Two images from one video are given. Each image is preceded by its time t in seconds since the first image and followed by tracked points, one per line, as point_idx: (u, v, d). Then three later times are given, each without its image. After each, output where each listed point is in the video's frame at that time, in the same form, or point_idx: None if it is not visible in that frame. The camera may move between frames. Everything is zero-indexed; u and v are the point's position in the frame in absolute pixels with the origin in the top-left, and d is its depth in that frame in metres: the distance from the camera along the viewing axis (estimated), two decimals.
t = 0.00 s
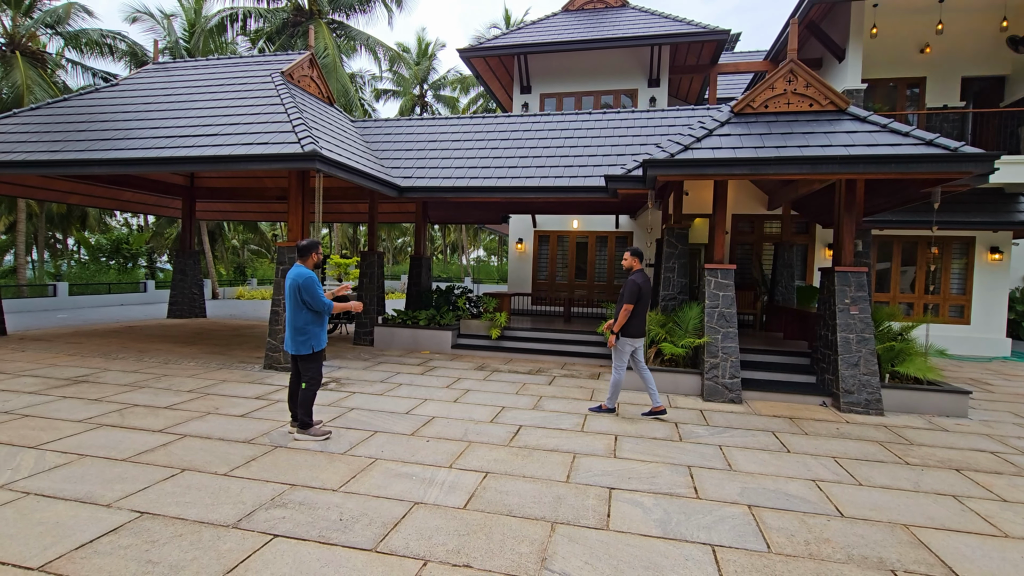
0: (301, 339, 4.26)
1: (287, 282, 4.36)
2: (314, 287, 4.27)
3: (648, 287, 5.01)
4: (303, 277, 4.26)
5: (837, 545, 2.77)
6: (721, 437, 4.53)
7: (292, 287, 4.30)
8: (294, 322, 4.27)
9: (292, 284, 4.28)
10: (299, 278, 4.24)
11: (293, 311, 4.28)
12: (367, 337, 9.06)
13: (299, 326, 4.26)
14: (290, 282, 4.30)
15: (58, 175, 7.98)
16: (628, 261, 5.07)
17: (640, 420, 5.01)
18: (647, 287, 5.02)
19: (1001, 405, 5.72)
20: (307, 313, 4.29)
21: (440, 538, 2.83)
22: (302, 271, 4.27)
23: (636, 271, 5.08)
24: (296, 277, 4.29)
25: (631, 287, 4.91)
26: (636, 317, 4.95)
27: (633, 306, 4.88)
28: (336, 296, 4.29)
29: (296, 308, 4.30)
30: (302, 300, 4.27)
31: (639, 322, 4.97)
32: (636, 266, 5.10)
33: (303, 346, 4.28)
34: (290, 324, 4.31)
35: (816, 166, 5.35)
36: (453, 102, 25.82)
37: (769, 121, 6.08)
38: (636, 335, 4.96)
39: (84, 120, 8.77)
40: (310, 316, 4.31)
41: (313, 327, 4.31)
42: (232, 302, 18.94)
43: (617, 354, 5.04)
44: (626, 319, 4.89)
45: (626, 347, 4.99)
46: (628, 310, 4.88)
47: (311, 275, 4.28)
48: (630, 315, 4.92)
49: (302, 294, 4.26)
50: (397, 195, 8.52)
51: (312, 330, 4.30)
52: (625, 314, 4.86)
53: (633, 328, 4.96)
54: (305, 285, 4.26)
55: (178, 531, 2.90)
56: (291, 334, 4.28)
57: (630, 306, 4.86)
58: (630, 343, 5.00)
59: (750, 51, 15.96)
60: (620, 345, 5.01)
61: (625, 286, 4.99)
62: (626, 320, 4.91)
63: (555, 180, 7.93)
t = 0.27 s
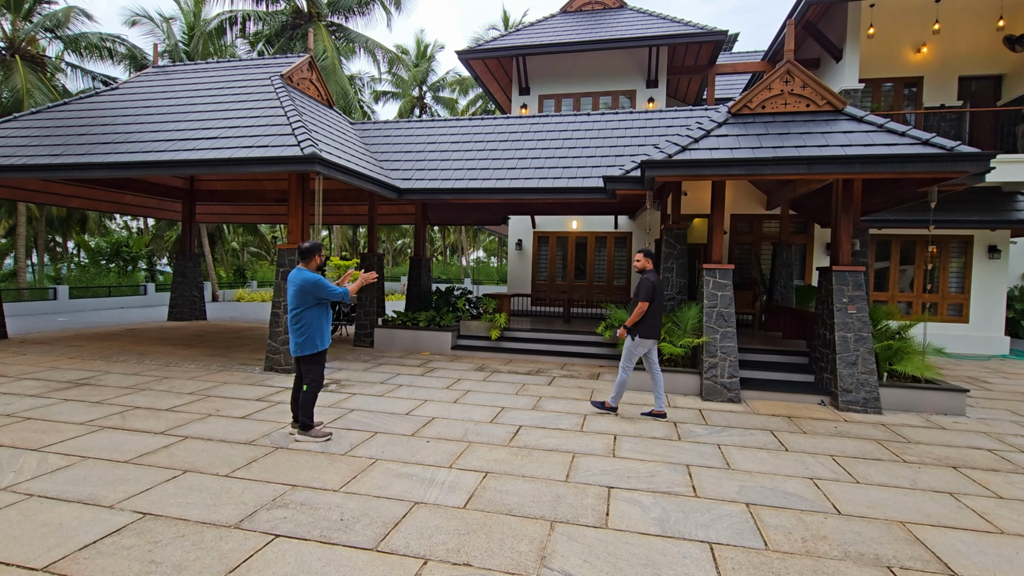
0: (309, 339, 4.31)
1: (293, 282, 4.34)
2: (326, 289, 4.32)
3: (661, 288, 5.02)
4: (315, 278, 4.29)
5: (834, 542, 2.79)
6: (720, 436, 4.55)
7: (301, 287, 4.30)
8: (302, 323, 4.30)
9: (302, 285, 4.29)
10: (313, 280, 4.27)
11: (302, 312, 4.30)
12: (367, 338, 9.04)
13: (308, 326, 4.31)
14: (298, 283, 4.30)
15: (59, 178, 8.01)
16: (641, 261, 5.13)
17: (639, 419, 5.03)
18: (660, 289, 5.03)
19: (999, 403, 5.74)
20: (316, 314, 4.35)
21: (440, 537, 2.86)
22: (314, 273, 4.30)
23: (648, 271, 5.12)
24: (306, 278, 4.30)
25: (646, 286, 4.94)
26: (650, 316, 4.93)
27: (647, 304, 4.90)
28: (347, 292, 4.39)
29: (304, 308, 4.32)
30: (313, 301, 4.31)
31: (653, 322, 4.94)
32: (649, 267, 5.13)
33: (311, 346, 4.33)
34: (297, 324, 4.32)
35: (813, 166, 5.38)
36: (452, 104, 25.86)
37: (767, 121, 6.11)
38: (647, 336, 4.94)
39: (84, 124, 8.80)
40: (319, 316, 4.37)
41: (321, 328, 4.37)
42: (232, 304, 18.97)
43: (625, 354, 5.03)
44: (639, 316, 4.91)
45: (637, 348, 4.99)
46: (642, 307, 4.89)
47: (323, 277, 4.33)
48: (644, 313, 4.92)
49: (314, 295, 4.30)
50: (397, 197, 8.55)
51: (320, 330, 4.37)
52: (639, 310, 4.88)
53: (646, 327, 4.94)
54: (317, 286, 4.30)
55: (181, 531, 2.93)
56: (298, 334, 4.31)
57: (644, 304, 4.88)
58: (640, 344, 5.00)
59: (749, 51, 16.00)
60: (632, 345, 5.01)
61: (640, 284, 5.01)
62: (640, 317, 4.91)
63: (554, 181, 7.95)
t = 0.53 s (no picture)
0: (315, 342, 4.34)
1: (299, 285, 4.33)
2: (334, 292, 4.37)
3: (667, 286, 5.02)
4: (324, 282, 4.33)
5: (831, 539, 2.80)
6: (718, 435, 4.56)
7: (308, 290, 4.30)
8: (309, 325, 4.33)
9: (310, 288, 4.30)
10: (322, 284, 4.30)
11: (309, 315, 4.33)
12: (367, 339, 9.01)
13: (315, 329, 4.34)
14: (305, 286, 4.30)
15: (56, 182, 8.00)
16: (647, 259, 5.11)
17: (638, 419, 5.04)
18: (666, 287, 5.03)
19: (996, 399, 5.75)
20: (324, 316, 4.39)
21: (440, 537, 2.86)
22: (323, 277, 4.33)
23: (654, 269, 5.11)
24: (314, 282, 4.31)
25: (651, 282, 4.95)
26: (656, 312, 4.93)
27: (653, 300, 4.91)
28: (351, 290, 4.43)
29: (311, 310, 4.34)
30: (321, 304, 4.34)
31: (658, 318, 4.94)
32: (656, 265, 5.12)
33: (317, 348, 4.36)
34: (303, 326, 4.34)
35: (809, 165, 5.40)
36: (450, 105, 25.89)
37: (763, 120, 6.13)
38: (653, 333, 4.94)
39: (82, 128, 8.80)
40: (326, 319, 4.42)
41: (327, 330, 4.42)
42: (231, 307, 18.96)
43: (632, 352, 5.01)
44: (644, 311, 4.92)
45: (644, 345, 4.96)
46: (647, 302, 4.90)
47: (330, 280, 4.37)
48: (650, 309, 4.93)
49: (322, 298, 4.33)
50: (395, 198, 8.57)
51: (326, 332, 4.41)
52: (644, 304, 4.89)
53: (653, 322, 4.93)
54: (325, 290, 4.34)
55: (181, 533, 2.93)
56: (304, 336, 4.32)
57: (650, 299, 4.89)
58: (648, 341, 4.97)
59: (745, 50, 16.04)
60: (640, 340, 4.99)
61: (645, 280, 5.02)
62: (645, 312, 4.93)
63: (552, 182, 7.97)
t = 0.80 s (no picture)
0: (317, 344, 4.34)
1: (302, 287, 4.34)
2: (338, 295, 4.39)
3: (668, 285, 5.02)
4: (328, 285, 4.35)
5: (829, 536, 2.81)
6: (716, 433, 4.57)
7: (312, 293, 4.31)
8: (312, 328, 4.32)
9: (314, 290, 4.31)
10: (326, 287, 4.32)
11: (312, 317, 4.33)
12: (366, 340, 8.99)
13: (317, 331, 4.35)
14: (308, 289, 4.31)
15: (52, 186, 7.98)
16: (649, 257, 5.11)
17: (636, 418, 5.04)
18: (667, 286, 5.02)
19: (993, 395, 5.76)
20: (327, 319, 4.40)
21: (438, 538, 2.87)
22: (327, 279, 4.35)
23: (656, 268, 5.10)
24: (319, 284, 4.33)
25: (652, 279, 4.96)
26: (657, 308, 4.91)
27: (653, 297, 4.90)
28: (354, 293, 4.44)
29: (314, 312, 4.35)
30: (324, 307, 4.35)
31: (659, 315, 4.92)
32: (658, 264, 5.11)
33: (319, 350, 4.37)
34: (306, 328, 4.33)
35: (804, 163, 5.41)
36: (446, 105, 25.88)
37: (758, 119, 6.14)
38: (656, 331, 4.91)
39: (77, 131, 8.77)
40: (328, 321, 4.42)
41: (330, 332, 4.43)
42: (229, 309, 18.93)
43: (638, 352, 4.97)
44: (644, 308, 4.89)
45: (650, 345, 4.92)
46: (647, 299, 4.90)
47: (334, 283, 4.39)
48: (650, 306, 4.91)
49: (326, 301, 4.34)
50: (392, 199, 8.57)
51: (328, 334, 4.42)
52: (643, 301, 4.88)
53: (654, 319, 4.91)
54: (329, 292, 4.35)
55: (179, 536, 2.93)
56: (306, 338, 4.32)
57: (650, 296, 4.89)
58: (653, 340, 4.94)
59: (740, 49, 16.07)
60: (646, 340, 4.93)
61: (646, 278, 5.04)
62: (645, 309, 4.90)
63: (549, 182, 7.97)
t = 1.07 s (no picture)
0: (319, 346, 4.32)
1: (308, 289, 4.34)
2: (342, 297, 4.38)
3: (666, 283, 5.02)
4: (333, 287, 4.34)
5: (825, 533, 2.82)
6: (713, 431, 4.58)
7: (317, 294, 4.31)
8: (315, 329, 4.30)
9: (319, 292, 4.31)
10: (332, 289, 4.31)
11: (317, 318, 4.32)
12: (362, 342, 9.00)
13: (321, 333, 4.33)
14: (312, 291, 4.31)
15: (45, 189, 7.93)
16: (646, 256, 5.12)
17: (633, 416, 5.04)
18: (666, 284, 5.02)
19: (988, 390, 5.79)
20: (331, 321, 4.38)
21: (435, 539, 2.86)
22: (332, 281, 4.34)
23: (654, 266, 5.11)
24: (324, 286, 4.33)
25: (651, 277, 4.96)
26: (656, 307, 4.92)
27: (651, 296, 4.91)
28: (358, 295, 4.41)
29: (318, 314, 4.34)
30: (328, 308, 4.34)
31: (658, 314, 4.93)
32: (655, 262, 5.13)
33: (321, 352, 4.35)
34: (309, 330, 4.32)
35: (799, 160, 5.42)
36: (442, 105, 25.88)
37: (753, 117, 6.16)
38: (656, 329, 4.92)
39: (70, 134, 8.73)
40: (331, 324, 4.40)
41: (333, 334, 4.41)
42: (225, 311, 18.88)
43: (640, 352, 4.95)
44: (643, 306, 4.90)
45: (652, 345, 4.91)
46: (646, 297, 4.90)
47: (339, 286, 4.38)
48: (649, 304, 4.92)
49: (330, 303, 4.33)
50: (388, 200, 8.56)
51: (332, 336, 4.40)
52: (642, 300, 4.88)
53: (653, 318, 4.92)
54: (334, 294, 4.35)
55: (174, 540, 2.91)
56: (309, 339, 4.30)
57: (649, 295, 4.88)
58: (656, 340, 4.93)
59: (735, 48, 16.09)
60: (649, 340, 4.92)
61: (644, 276, 5.04)
62: (643, 307, 4.91)
63: (544, 181, 7.97)
